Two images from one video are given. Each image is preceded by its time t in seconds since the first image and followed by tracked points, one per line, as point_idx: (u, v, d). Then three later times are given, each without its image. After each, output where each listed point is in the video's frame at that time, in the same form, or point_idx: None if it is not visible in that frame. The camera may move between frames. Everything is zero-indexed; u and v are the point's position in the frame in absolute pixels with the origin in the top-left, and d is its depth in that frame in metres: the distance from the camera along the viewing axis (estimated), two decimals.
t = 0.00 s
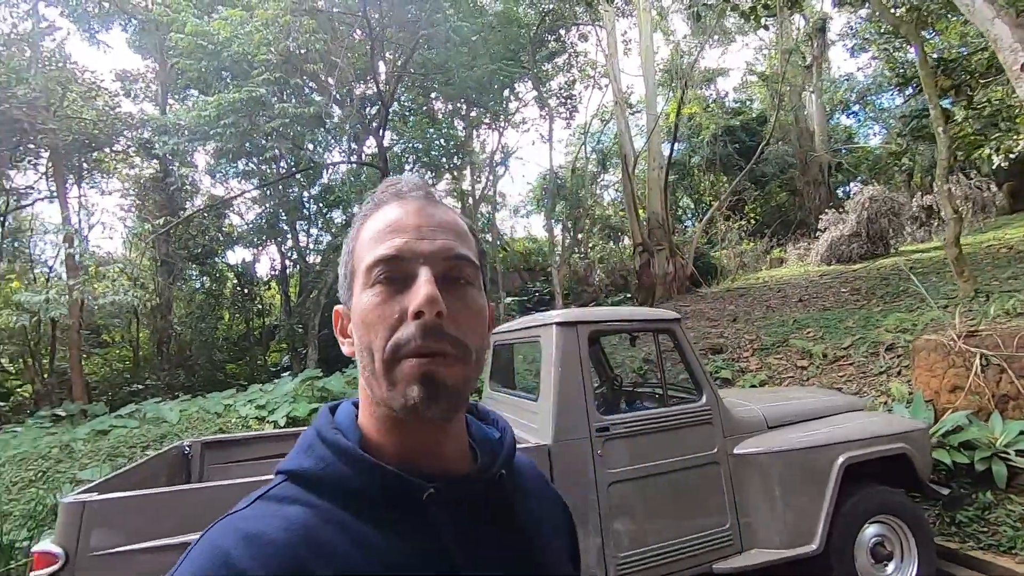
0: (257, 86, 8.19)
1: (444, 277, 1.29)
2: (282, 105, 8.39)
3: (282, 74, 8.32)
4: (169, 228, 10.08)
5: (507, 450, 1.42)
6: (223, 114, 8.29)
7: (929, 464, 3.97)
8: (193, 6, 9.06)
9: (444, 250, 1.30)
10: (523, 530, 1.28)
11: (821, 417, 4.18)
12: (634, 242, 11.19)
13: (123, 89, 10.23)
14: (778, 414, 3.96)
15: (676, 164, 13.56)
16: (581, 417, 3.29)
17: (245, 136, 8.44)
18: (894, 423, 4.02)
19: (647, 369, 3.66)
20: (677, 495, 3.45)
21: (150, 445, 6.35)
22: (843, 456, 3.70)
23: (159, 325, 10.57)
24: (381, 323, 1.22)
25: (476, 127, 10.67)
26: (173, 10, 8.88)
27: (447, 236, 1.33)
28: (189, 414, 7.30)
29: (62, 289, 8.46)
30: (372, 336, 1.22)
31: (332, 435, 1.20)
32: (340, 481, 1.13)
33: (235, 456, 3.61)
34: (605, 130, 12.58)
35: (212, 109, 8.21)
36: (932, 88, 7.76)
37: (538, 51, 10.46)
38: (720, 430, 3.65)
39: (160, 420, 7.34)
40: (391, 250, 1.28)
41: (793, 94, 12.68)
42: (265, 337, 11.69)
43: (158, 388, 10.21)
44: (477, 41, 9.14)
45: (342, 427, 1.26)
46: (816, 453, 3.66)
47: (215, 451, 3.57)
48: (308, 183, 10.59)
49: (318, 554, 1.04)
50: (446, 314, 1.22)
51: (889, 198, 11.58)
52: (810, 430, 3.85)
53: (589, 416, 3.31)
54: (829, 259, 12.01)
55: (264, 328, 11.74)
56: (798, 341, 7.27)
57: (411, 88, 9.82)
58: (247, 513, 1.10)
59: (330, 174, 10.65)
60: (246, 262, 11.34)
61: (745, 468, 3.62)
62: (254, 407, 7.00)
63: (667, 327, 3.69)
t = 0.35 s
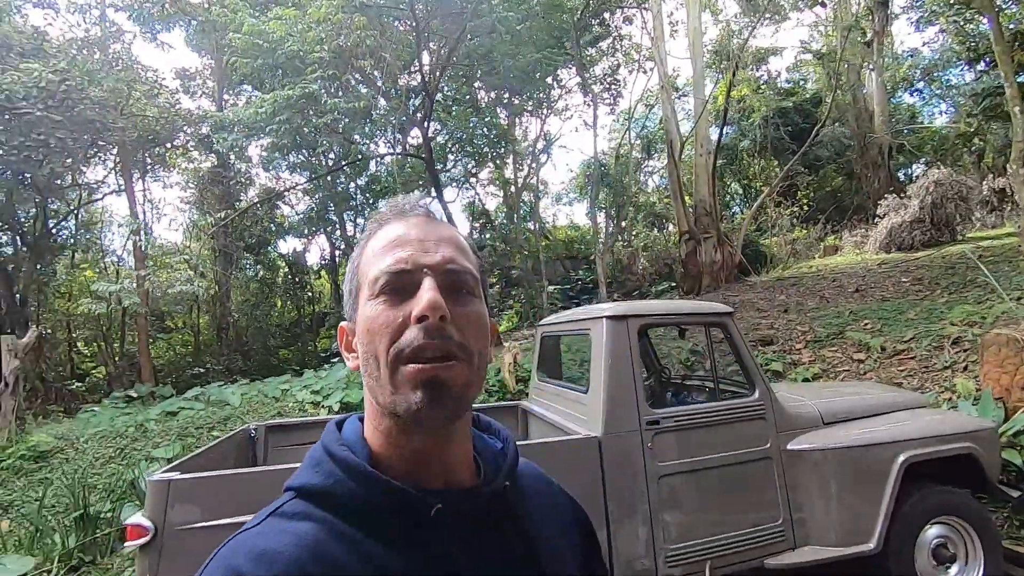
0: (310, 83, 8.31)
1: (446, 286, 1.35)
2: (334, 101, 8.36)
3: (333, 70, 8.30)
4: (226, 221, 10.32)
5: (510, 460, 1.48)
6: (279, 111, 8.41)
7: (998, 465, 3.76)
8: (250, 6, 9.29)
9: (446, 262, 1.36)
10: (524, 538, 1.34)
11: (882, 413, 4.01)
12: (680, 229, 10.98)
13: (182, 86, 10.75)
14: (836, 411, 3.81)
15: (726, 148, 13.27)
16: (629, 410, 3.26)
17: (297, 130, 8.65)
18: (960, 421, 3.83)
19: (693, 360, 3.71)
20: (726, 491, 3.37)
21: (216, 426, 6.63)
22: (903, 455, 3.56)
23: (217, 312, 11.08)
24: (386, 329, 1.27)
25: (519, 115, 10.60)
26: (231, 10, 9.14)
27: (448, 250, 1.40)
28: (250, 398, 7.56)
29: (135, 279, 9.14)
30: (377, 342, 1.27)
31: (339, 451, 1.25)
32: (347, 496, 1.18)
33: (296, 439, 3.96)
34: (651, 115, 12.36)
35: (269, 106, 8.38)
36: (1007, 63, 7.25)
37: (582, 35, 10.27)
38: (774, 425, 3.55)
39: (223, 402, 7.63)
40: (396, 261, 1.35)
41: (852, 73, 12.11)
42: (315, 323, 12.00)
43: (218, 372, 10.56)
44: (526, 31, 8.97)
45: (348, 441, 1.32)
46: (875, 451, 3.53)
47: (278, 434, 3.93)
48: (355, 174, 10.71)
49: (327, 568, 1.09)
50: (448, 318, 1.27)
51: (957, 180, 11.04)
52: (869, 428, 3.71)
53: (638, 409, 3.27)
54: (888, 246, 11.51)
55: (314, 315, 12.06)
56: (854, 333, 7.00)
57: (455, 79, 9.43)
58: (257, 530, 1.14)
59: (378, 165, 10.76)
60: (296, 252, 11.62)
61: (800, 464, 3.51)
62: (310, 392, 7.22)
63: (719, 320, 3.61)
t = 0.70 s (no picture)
0: (350, 77, 8.45)
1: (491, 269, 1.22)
2: (372, 95, 8.48)
3: (372, 64, 8.43)
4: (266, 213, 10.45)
5: (527, 438, 1.37)
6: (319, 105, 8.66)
7: None
8: (291, 3, 9.48)
9: (485, 244, 1.23)
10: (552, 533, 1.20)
11: (931, 410, 3.87)
12: (717, 221, 10.77)
13: (225, 82, 11.08)
14: (880, 406, 3.71)
15: (767, 137, 12.94)
16: (667, 400, 3.23)
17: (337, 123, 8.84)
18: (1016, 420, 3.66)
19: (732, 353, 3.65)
20: (765, 485, 3.30)
21: (261, 410, 6.84)
22: (954, 452, 3.42)
23: (260, 302, 11.45)
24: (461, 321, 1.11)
25: (553, 106, 10.57)
26: (275, 7, 9.33)
27: (475, 230, 1.26)
28: (293, 383, 7.78)
29: (187, 270, 9.64)
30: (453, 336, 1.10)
31: (363, 432, 1.14)
32: (370, 475, 1.09)
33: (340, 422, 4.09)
34: (688, 104, 12.15)
35: (310, 101, 8.61)
36: None
37: (617, 24, 10.13)
38: (816, 419, 3.47)
39: (267, 388, 7.88)
40: (448, 245, 1.16)
41: (903, 58, 11.62)
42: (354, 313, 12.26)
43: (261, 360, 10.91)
44: (562, 22, 8.93)
45: (369, 424, 1.20)
46: (923, 448, 3.41)
47: (322, 418, 4.06)
48: (389, 167, 10.33)
49: (358, 548, 1.00)
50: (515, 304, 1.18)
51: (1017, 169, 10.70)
52: (917, 424, 3.58)
53: (676, 400, 3.24)
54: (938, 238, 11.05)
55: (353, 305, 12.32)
56: (902, 328, 6.75)
57: (489, 69, 9.64)
58: (278, 514, 1.04)
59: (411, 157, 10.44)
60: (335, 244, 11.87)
61: (842, 459, 3.43)
62: (350, 380, 7.39)
63: (760, 313, 3.54)
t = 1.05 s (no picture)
0: (371, 73, 8.58)
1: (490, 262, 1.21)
2: (393, 91, 8.54)
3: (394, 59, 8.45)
4: (294, 206, 10.79)
5: (534, 428, 1.37)
6: (342, 103, 8.79)
7: None
8: (315, 2, 9.58)
9: (485, 237, 1.23)
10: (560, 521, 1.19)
11: (965, 405, 3.77)
12: (743, 213, 10.59)
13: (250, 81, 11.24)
14: (913, 402, 3.62)
15: (794, 127, 12.65)
16: (691, 394, 3.18)
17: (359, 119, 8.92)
18: None
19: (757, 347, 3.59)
20: (791, 480, 3.25)
21: (288, 403, 6.97)
22: (989, 450, 3.31)
23: (286, 297, 11.65)
24: (440, 306, 1.10)
25: (575, 99, 10.49)
26: (299, 5, 9.44)
27: (482, 225, 1.26)
28: (319, 376, 7.91)
29: (217, 265, 9.84)
30: (431, 321, 1.10)
31: (367, 429, 1.16)
32: (377, 470, 1.10)
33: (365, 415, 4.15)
34: (713, 94, 11.93)
35: (334, 99, 8.72)
36: None
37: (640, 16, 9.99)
38: (844, 414, 3.40)
39: (294, 381, 8.03)
40: (441, 234, 1.18)
41: (939, 43, 11.23)
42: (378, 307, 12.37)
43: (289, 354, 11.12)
44: (582, 15, 8.85)
45: (376, 419, 1.22)
46: (956, 445, 3.30)
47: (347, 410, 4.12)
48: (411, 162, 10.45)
49: (365, 543, 1.01)
50: (504, 295, 1.15)
51: None
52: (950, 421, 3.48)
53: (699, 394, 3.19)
54: (975, 229, 10.71)
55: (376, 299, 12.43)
56: (935, 322, 6.57)
57: (510, 62, 9.64)
58: (291, 508, 1.07)
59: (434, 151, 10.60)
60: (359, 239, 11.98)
61: (870, 456, 3.35)
62: (374, 373, 7.48)
63: (786, 306, 3.48)
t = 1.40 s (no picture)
0: (385, 69, 8.53)
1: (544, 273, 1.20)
2: (406, 86, 8.59)
3: (407, 55, 8.47)
4: (310, 203, 10.89)
5: (547, 428, 1.34)
6: (356, 99, 8.84)
7: None
8: None
9: (545, 248, 1.21)
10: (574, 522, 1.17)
11: (990, 401, 3.68)
12: (760, 206, 10.45)
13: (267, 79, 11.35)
14: (933, 398, 3.56)
15: (813, 117, 12.43)
16: (705, 390, 3.14)
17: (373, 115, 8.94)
18: None
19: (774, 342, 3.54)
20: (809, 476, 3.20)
21: (304, 397, 7.04)
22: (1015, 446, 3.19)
23: (303, 292, 11.78)
24: (498, 305, 1.08)
25: (589, 92, 10.43)
26: (312, 3, 9.53)
27: (541, 235, 1.25)
28: (335, 371, 7.98)
29: (236, 261, 9.94)
30: (484, 318, 1.08)
31: (387, 419, 1.12)
32: (396, 461, 1.06)
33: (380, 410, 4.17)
34: (729, 85, 11.79)
35: (347, 95, 8.79)
36: None
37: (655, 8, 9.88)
38: (862, 410, 3.34)
39: (310, 375, 8.11)
40: (509, 234, 1.15)
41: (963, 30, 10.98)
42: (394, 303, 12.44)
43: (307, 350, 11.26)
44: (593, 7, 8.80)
45: (394, 410, 1.17)
46: (979, 440, 3.21)
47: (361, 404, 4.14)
48: (426, 158, 10.51)
49: (384, 531, 0.97)
50: (557, 310, 1.14)
51: None
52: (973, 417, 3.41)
53: (715, 389, 3.15)
54: (1001, 219, 10.46)
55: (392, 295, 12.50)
56: (958, 316, 6.43)
57: (523, 56, 9.60)
58: (308, 495, 1.01)
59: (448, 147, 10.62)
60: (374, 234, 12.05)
61: (889, 452, 3.32)
62: (389, 368, 7.53)
63: (804, 300, 3.41)
